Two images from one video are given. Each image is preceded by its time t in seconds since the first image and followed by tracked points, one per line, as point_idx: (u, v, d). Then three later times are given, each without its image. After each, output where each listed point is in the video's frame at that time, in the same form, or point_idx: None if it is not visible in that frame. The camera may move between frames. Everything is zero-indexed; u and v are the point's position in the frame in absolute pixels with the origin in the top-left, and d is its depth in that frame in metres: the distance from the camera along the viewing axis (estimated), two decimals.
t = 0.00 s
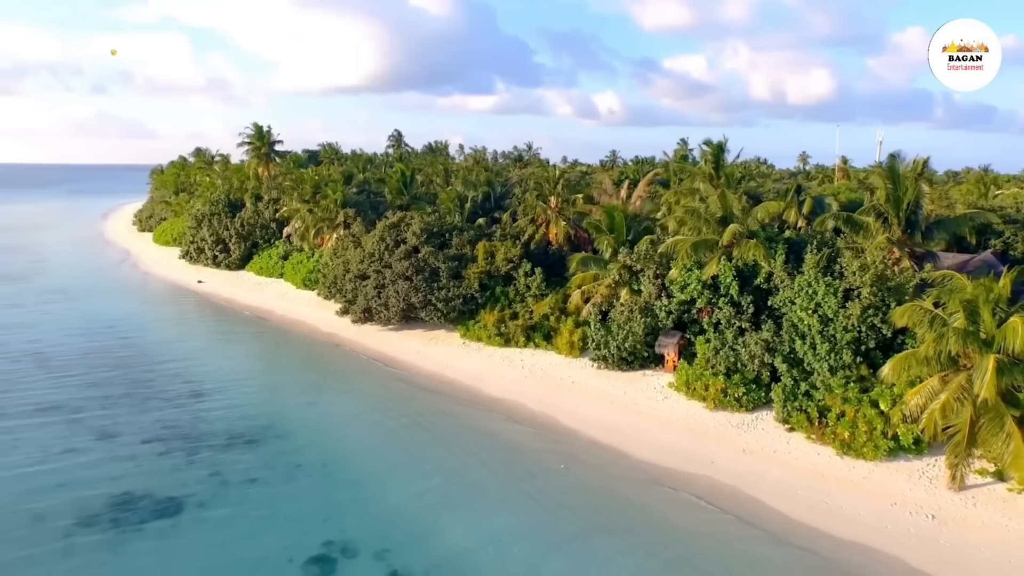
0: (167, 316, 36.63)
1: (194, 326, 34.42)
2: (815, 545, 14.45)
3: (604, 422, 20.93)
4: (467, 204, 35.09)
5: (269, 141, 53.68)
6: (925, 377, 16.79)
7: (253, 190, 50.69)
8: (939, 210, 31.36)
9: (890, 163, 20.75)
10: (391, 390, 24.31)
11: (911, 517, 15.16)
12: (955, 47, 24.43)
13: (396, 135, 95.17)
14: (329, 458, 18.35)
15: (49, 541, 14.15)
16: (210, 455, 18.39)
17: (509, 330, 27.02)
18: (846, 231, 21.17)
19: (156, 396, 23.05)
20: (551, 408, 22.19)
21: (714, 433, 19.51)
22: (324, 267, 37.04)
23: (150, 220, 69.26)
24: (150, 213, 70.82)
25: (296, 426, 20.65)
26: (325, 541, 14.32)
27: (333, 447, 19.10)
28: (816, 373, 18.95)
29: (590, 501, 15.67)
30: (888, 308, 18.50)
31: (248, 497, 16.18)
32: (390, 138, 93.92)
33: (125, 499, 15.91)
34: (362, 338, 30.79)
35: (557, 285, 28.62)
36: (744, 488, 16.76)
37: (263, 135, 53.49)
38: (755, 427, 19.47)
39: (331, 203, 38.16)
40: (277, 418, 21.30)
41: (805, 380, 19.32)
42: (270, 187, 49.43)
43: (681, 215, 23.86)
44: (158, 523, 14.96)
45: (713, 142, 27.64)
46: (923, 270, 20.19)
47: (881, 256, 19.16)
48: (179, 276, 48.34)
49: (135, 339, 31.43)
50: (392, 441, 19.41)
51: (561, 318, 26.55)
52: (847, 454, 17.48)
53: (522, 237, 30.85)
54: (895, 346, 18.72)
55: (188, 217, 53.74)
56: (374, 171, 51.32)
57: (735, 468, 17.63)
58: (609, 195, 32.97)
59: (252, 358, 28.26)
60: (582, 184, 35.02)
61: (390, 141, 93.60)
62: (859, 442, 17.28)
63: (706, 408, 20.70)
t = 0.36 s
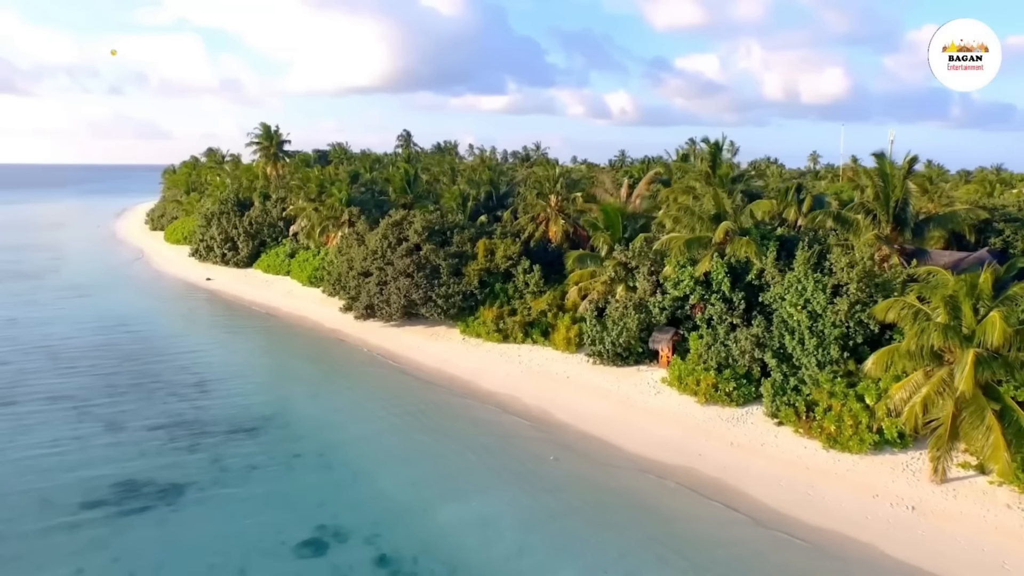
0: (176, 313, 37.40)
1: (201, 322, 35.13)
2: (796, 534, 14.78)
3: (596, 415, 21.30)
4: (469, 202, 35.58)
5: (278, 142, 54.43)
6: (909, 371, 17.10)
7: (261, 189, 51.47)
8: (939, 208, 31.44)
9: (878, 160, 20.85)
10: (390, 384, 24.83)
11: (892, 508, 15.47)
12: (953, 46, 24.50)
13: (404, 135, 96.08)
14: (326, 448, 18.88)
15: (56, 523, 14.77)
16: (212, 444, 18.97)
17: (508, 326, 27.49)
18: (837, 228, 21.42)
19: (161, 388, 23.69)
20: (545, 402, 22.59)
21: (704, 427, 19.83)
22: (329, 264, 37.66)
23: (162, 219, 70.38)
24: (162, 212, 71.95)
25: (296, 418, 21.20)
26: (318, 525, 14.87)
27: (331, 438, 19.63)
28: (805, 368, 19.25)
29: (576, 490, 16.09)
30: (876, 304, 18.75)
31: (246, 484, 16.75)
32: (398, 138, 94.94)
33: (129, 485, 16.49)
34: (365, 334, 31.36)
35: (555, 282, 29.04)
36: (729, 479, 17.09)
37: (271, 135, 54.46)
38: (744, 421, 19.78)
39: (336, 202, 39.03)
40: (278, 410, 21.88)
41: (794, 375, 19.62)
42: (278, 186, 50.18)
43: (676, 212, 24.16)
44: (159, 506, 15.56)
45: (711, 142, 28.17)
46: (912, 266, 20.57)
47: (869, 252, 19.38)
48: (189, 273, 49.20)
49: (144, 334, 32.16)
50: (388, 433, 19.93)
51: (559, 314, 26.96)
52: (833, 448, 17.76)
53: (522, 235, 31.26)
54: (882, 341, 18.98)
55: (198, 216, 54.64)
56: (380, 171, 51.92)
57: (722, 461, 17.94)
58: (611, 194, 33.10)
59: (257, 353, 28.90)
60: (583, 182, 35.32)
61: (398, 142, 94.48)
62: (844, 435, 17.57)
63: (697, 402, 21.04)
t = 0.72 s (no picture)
0: (180, 310, 38.06)
1: (205, 318, 35.75)
2: (773, 527, 15.00)
3: (586, 411, 21.55)
4: (469, 201, 35.88)
5: (283, 142, 55.11)
6: (891, 369, 17.27)
7: (267, 189, 52.11)
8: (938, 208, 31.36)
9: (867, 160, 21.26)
10: (385, 380, 25.22)
11: (871, 504, 15.66)
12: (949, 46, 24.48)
13: (412, 136, 96.77)
14: (317, 442, 19.29)
15: (52, 511, 15.25)
16: (207, 436, 19.45)
17: (503, 324, 27.79)
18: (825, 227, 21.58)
19: (162, 383, 24.23)
20: (537, 398, 22.88)
21: (692, 424, 20.04)
22: (331, 263, 38.16)
23: (171, 218, 71.38)
24: (171, 211, 72.96)
25: (291, 413, 21.64)
26: (306, 515, 15.26)
27: (323, 432, 20.04)
28: (792, 366, 19.38)
29: (559, 483, 16.38)
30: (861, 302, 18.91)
31: (239, 475, 17.18)
32: (406, 139, 95.66)
33: (125, 475, 17.00)
34: (364, 331, 31.81)
35: (551, 281, 29.33)
36: (712, 475, 17.30)
37: (277, 135, 55.51)
38: (732, 419, 19.97)
39: (338, 201, 39.52)
40: (274, 405, 22.33)
41: (781, 373, 19.77)
42: (283, 185, 50.75)
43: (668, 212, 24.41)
44: (153, 496, 16.05)
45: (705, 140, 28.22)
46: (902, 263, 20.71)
47: (855, 251, 19.51)
48: (196, 271, 49.94)
49: (148, 330, 32.80)
50: (380, 428, 20.30)
51: (553, 312, 27.21)
52: (817, 445, 17.92)
53: (519, 234, 31.60)
54: (869, 339, 19.09)
55: (205, 215, 55.42)
56: (384, 171, 52.45)
57: (706, 457, 18.15)
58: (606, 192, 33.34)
59: (257, 349, 29.41)
60: (582, 181, 35.48)
61: (406, 142, 95.24)
62: (828, 433, 17.71)
63: (686, 399, 21.24)
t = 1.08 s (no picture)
0: (182, 308, 38.58)
1: (206, 317, 36.22)
2: (751, 523, 15.20)
3: (573, 409, 21.75)
4: (466, 202, 36.15)
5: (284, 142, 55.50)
6: (874, 368, 17.34)
7: (270, 189, 52.59)
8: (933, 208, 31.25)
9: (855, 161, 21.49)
10: (378, 378, 25.53)
11: (848, 502, 15.79)
12: (948, 48, 24.23)
13: (416, 137, 97.32)
14: (307, 438, 19.60)
15: (44, 503, 15.59)
16: (200, 431, 19.81)
17: (497, 323, 28.01)
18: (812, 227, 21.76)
19: (159, 379, 24.63)
20: (526, 396, 23.10)
21: (677, 422, 20.19)
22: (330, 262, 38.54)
23: (177, 218, 72.17)
24: (178, 212, 73.78)
25: (283, 409, 21.97)
26: (290, 509, 15.53)
27: (313, 428, 20.36)
28: (777, 365, 19.49)
29: (540, 480, 16.60)
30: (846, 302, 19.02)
31: (227, 469, 17.49)
32: (410, 140, 96.24)
33: (118, 468, 17.37)
34: (360, 329, 32.15)
35: (545, 281, 29.56)
36: (693, 472, 17.46)
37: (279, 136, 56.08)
38: (717, 417, 20.10)
39: (338, 202, 39.90)
40: (267, 402, 22.67)
41: (766, 372, 19.87)
42: (286, 185, 51.24)
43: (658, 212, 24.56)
44: (143, 488, 16.38)
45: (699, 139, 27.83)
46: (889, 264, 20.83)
47: (840, 252, 19.68)
48: (200, 271, 50.53)
49: (149, 328, 33.29)
50: (370, 425, 20.58)
51: (546, 312, 27.40)
52: (800, 444, 18.07)
53: (514, 234, 31.88)
54: (854, 339, 19.19)
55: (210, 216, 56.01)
56: (386, 171, 52.84)
57: (689, 455, 18.31)
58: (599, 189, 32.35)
59: (255, 347, 29.80)
60: (579, 180, 35.62)
61: (411, 142, 95.77)
62: (811, 432, 17.85)
63: (674, 398, 21.37)
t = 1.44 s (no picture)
0: (182, 306, 38.98)
1: (205, 315, 36.59)
2: (729, 518, 15.36)
3: (561, 407, 21.92)
4: (463, 201, 36.48)
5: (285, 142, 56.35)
6: (855, 366, 17.41)
7: (271, 189, 53.00)
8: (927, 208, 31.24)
9: (840, 159, 21.25)
10: (371, 375, 25.79)
11: (826, 499, 15.92)
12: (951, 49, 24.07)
13: (420, 137, 97.61)
14: (295, 433, 19.85)
15: (35, 494, 15.85)
16: (191, 427, 20.09)
17: (489, 322, 28.22)
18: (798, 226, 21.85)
19: (155, 375, 24.95)
20: (515, 394, 23.31)
21: (662, 420, 20.33)
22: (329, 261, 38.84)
23: (182, 218, 72.78)
24: (182, 211, 74.37)
25: (274, 405, 22.23)
26: (275, 501, 15.74)
27: (303, 424, 20.61)
28: (761, 363, 19.57)
29: (522, 476, 16.79)
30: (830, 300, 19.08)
31: (216, 463, 17.73)
32: (414, 140, 96.61)
33: (109, 461, 17.65)
34: (356, 328, 32.44)
35: (538, 280, 29.75)
36: (674, 469, 17.61)
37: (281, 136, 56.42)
38: (702, 415, 20.22)
39: (337, 201, 40.22)
40: (259, 398, 22.93)
41: (751, 370, 19.94)
42: (287, 185, 51.64)
43: (648, 211, 24.72)
44: (133, 481, 16.65)
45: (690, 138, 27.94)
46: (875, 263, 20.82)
47: (824, 250, 19.75)
48: (201, 270, 50.99)
49: (149, 325, 33.69)
50: (359, 421, 20.82)
51: (538, 310, 27.58)
52: (783, 441, 18.20)
53: (509, 233, 32.13)
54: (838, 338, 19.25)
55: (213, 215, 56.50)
56: (387, 171, 53.09)
57: (672, 452, 18.46)
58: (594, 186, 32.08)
59: (251, 344, 30.13)
60: (575, 180, 35.76)
61: (414, 142, 96.15)
62: (793, 429, 17.97)
63: (661, 396, 21.47)
